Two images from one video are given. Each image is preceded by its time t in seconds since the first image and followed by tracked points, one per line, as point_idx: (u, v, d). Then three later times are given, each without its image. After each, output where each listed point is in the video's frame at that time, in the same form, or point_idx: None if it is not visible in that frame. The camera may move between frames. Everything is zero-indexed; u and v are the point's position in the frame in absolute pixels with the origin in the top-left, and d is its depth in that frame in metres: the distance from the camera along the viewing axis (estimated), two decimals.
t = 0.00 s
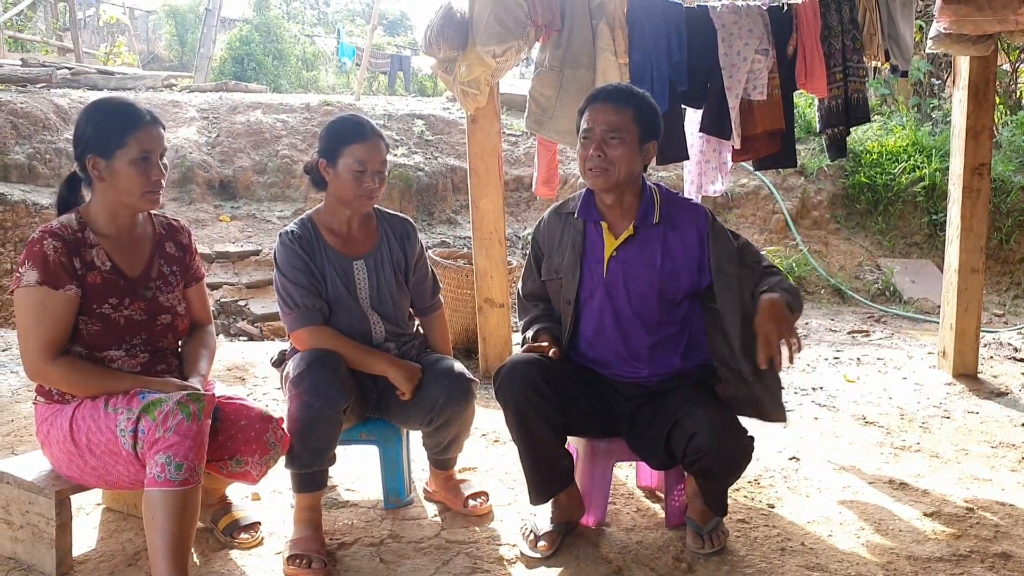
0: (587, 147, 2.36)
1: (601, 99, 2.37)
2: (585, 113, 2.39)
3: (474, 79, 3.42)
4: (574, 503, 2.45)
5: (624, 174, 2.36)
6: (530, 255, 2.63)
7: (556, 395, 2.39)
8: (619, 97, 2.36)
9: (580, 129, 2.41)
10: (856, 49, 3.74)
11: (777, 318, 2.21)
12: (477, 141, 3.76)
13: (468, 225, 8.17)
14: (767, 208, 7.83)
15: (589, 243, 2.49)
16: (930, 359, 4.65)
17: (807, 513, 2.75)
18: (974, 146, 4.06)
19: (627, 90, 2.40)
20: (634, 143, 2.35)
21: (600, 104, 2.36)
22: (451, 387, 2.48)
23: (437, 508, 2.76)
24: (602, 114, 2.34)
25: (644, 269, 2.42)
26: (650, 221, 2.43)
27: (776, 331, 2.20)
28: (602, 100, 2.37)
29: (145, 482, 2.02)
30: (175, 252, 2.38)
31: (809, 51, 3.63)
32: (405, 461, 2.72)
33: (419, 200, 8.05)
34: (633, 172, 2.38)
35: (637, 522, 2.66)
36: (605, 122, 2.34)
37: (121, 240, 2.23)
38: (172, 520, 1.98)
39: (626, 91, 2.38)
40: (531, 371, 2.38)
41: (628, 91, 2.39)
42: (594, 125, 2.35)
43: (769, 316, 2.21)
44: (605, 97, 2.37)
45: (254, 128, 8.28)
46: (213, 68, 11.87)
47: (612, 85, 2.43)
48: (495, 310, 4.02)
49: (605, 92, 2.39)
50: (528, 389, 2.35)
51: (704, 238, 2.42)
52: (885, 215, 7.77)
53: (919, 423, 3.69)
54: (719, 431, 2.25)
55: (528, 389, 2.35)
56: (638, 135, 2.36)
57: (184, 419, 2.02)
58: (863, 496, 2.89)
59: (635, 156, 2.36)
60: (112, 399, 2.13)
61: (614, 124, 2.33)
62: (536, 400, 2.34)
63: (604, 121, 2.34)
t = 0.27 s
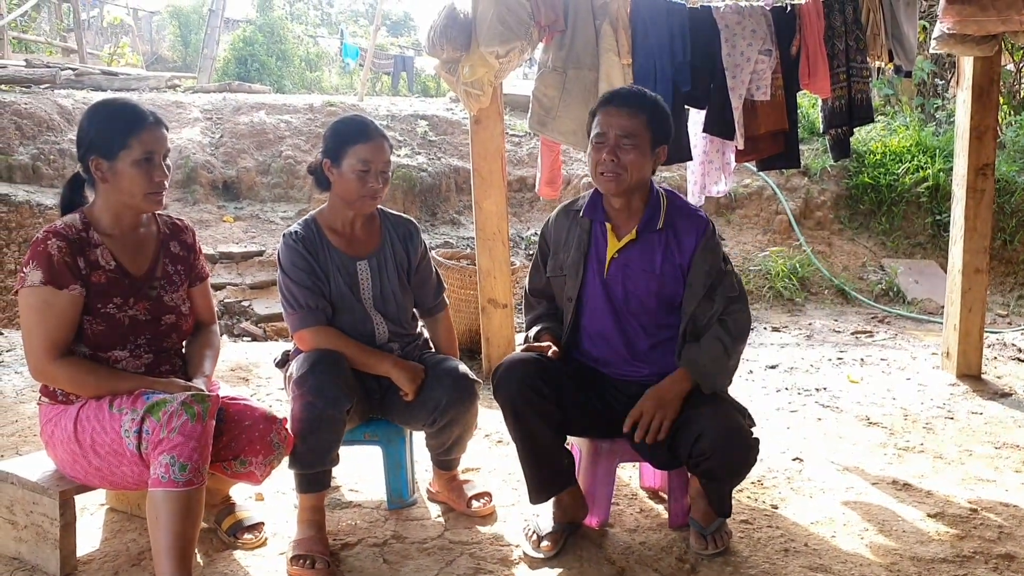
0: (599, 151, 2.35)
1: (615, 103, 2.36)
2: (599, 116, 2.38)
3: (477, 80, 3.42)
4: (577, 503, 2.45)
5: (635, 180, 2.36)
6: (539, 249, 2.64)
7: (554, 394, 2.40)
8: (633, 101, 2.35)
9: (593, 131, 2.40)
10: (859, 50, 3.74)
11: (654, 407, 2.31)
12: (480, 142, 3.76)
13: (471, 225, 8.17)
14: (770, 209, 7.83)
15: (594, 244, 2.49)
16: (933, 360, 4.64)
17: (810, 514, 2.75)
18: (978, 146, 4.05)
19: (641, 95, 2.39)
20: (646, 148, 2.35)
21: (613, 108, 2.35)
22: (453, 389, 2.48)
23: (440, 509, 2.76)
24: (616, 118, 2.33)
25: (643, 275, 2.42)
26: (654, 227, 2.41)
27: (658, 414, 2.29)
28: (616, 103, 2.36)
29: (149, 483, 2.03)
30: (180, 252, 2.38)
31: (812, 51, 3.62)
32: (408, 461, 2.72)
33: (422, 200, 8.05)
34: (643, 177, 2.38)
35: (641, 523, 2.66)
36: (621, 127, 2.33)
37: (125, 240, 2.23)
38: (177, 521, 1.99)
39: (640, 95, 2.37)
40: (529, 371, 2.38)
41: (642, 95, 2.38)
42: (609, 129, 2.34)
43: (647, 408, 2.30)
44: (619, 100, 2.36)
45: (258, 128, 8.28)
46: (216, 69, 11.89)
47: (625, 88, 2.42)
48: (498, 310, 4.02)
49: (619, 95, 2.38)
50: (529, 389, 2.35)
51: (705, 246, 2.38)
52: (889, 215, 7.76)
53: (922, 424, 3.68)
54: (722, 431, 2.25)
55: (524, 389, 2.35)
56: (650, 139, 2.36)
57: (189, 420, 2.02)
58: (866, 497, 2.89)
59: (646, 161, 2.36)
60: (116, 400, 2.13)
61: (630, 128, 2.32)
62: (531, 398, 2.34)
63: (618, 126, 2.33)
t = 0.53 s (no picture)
0: (609, 156, 2.35)
1: (624, 108, 2.36)
2: (608, 121, 2.37)
3: (479, 81, 3.43)
4: (578, 504, 2.44)
5: (642, 185, 2.36)
6: (544, 246, 2.64)
7: (550, 393, 2.41)
8: (642, 106, 2.35)
9: (602, 135, 2.40)
10: (861, 50, 3.73)
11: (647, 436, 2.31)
12: (482, 142, 3.76)
13: (473, 226, 8.17)
14: (773, 209, 7.83)
15: (598, 244, 2.50)
16: (936, 360, 4.63)
17: (812, 514, 2.75)
18: (980, 146, 4.05)
19: (651, 99, 2.38)
20: (655, 153, 2.35)
21: (622, 113, 2.35)
22: (455, 390, 2.48)
23: (442, 509, 2.76)
24: (626, 124, 2.33)
25: (644, 278, 2.41)
26: (656, 230, 2.41)
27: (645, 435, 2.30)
28: (625, 108, 2.36)
29: (154, 483, 2.03)
30: (183, 251, 2.39)
31: (814, 52, 3.63)
32: (409, 462, 2.72)
33: (423, 201, 8.06)
34: (650, 181, 2.39)
35: (642, 524, 2.66)
36: (630, 133, 2.32)
37: (128, 241, 2.24)
38: (181, 521, 1.99)
39: (650, 100, 2.37)
40: (524, 371, 2.39)
41: (652, 100, 2.37)
42: (618, 135, 2.34)
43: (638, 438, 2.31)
44: (629, 106, 2.35)
45: (260, 129, 8.30)
46: (218, 70, 11.91)
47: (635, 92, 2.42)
48: (500, 311, 4.02)
49: (628, 98, 2.38)
50: (527, 390, 2.36)
51: (705, 251, 2.36)
52: (892, 216, 7.75)
53: (925, 424, 3.68)
54: (722, 431, 2.25)
55: (520, 390, 2.35)
56: (659, 145, 2.36)
57: (194, 421, 2.03)
58: (868, 498, 2.88)
59: (655, 165, 2.36)
60: (121, 401, 2.14)
61: (639, 134, 2.32)
62: (526, 396, 2.35)
63: (627, 131, 2.33)
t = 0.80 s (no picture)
0: (616, 155, 2.35)
1: (633, 106, 2.35)
2: (616, 119, 2.37)
3: (481, 80, 3.43)
4: (580, 505, 2.44)
5: (651, 185, 2.36)
6: (551, 243, 2.63)
7: (556, 393, 2.40)
8: (651, 106, 2.35)
9: (610, 132, 2.39)
10: (864, 49, 3.72)
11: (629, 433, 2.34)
12: (484, 142, 3.76)
13: (475, 225, 8.17)
14: (775, 209, 7.82)
15: (604, 244, 2.49)
16: (938, 360, 4.62)
17: (815, 515, 2.74)
18: (983, 146, 4.04)
19: (661, 98, 2.38)
20: (663, 154, 2.35)
21: (631, 112, 2.34)
22: (456, 390, 2.47)
23: (444, 509, 2.76)
24: (635, 123, 2.33)
25: (650, 279, 2.41)
26: (663, 232, 2.40)
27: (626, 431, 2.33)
28: (635, 106, 2.35)
29: (151, 483, 2.03)
30: (185, 252, 2.38)
31: (817, 51, 3.62)
32: (410, 462, 2.72)
33: (425, 201, 8.05)
34: (658, 182, 2.38)
35: (644, 524, 2.65)
36: (639, 132, 2.32)
37: (129, 241, 2.23)
38: (179, 521, 1.98)
39: (659, 99, 2.36)
40: (528, 370, 2.38)
41: (662, 99, 2.36)
42: (626, 134, 2.33)
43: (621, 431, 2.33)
44: (639, 104, 2.35)
45: (261, 128, 8.29)
46: (220, 69, 11.92)
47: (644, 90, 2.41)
48: (502, 311, 4.01)
49: (637, 97, 2.37)
50: (531, 389, 2.35)
51: (711, 253, 2.36)
52: (894, 215, 7.73)
53: (928, 424, 3.67)
54: (723, 431, 2.24)
55: (524, 389, 2.35)
56: (668, 145, 2.35)
57: (191, 420, 2.02)
58: (871, 498, 2.87)
59: (663, 165, 2.36)
60: (119, 401, 2.13)
61: (648, 134, 2.32)
62: (531, 396, 2.34)
63: (635, 130, 2.32)
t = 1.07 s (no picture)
0: (626, 152, 2.33)
1: (645, 104, 2.34)
2: (628, 116, 2.36)
3: (483, 78, 3.45)
4: (583, 505, 2.42)
5: (660, 183, 2.35)
6: (554, 239, 2.60)
7: (562, 393, 2.38)
8: (663, 105, 2.34)
9: (620, 129, 2.38)
10: (868, 47, 3.69)
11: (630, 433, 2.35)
12: (485, 140, 3.75)
13: (477, 225, 8.15)
14: (778, 208, 7.81)
15: (609, 241, 2.46)
16: (943, 360, 4.60)
17: (818, 514, 2.73)
18: (987, 144, 4.02)
19: (672, 96, 2.37)
20: (674, 153, 2.34)
21: (642, 109, 2.33)
22: (458, 390, 2.46)
23: (446, 509, 2.74)
24: (647, 121, 2.32)
25: (655, 279, 2.40)
26: (670, 232, 2.40)
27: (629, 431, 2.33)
28: (646, 104, 2.34)
29: (150, 484, 2.02)
30: (187, 252, 2.37)
31: (819, 49, 3.62)
32: (412, 462, 2.70)
33: (427, 200, 8.04)
34: (667, 181, 2.37)
35: (647, 524, 2.64)
36: (650, 130, 2.31)
37: (130, 241, 2.22)
38: (178, 522, 1.97)
39: (671, 98, 2.36)
40: (537, 370, 2.37)
41: (673, 98, 2.36)
42: (638, 130, 2.32)
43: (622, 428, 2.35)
44: (651, 102, 2.34)
45: (262, 127, 8.28)
46: (221, 68, 11.91)
47: (655, 88, 2.40)
48: (503, 310, 4.00)
49: (648, 95, 2.36)
50: (536, 389, 2.33)
51: (715, 254, 2.36)
52: (898, 214, 7.71)
53: (932, 424, 3.65)
54: (726, 432, 2.23)
55: (532, 388, 2.33)
56: (679, 144, 2.35)
57: (188, 420, 2.01)
58: (875, 498, 2.86)
59: (673, 164, 2.35)
60: (117, 400, 2.12)
61: (660, 131, 2.31)
62: (537, 396, 2.32)
63: (647, 128, 2.31)
